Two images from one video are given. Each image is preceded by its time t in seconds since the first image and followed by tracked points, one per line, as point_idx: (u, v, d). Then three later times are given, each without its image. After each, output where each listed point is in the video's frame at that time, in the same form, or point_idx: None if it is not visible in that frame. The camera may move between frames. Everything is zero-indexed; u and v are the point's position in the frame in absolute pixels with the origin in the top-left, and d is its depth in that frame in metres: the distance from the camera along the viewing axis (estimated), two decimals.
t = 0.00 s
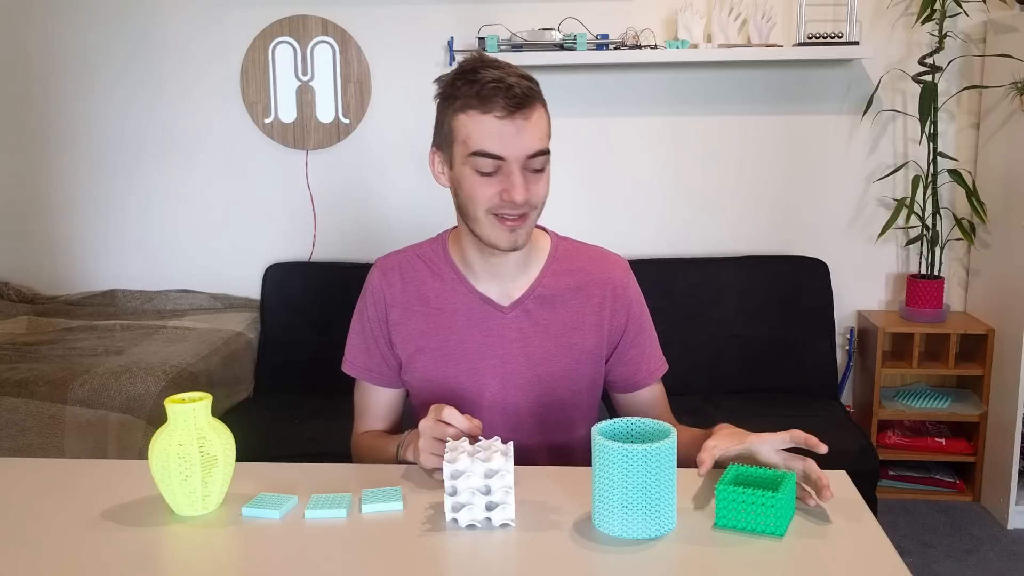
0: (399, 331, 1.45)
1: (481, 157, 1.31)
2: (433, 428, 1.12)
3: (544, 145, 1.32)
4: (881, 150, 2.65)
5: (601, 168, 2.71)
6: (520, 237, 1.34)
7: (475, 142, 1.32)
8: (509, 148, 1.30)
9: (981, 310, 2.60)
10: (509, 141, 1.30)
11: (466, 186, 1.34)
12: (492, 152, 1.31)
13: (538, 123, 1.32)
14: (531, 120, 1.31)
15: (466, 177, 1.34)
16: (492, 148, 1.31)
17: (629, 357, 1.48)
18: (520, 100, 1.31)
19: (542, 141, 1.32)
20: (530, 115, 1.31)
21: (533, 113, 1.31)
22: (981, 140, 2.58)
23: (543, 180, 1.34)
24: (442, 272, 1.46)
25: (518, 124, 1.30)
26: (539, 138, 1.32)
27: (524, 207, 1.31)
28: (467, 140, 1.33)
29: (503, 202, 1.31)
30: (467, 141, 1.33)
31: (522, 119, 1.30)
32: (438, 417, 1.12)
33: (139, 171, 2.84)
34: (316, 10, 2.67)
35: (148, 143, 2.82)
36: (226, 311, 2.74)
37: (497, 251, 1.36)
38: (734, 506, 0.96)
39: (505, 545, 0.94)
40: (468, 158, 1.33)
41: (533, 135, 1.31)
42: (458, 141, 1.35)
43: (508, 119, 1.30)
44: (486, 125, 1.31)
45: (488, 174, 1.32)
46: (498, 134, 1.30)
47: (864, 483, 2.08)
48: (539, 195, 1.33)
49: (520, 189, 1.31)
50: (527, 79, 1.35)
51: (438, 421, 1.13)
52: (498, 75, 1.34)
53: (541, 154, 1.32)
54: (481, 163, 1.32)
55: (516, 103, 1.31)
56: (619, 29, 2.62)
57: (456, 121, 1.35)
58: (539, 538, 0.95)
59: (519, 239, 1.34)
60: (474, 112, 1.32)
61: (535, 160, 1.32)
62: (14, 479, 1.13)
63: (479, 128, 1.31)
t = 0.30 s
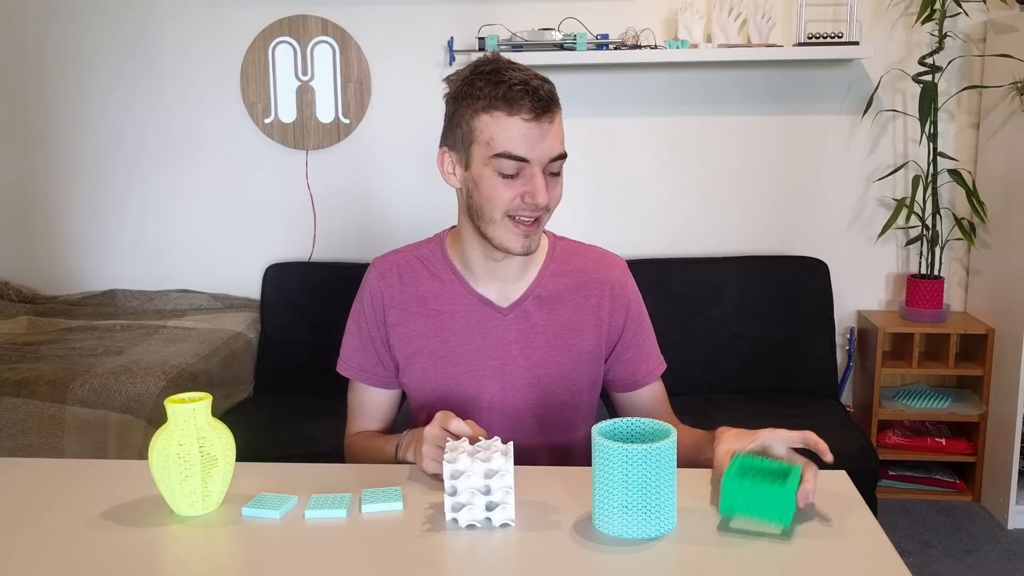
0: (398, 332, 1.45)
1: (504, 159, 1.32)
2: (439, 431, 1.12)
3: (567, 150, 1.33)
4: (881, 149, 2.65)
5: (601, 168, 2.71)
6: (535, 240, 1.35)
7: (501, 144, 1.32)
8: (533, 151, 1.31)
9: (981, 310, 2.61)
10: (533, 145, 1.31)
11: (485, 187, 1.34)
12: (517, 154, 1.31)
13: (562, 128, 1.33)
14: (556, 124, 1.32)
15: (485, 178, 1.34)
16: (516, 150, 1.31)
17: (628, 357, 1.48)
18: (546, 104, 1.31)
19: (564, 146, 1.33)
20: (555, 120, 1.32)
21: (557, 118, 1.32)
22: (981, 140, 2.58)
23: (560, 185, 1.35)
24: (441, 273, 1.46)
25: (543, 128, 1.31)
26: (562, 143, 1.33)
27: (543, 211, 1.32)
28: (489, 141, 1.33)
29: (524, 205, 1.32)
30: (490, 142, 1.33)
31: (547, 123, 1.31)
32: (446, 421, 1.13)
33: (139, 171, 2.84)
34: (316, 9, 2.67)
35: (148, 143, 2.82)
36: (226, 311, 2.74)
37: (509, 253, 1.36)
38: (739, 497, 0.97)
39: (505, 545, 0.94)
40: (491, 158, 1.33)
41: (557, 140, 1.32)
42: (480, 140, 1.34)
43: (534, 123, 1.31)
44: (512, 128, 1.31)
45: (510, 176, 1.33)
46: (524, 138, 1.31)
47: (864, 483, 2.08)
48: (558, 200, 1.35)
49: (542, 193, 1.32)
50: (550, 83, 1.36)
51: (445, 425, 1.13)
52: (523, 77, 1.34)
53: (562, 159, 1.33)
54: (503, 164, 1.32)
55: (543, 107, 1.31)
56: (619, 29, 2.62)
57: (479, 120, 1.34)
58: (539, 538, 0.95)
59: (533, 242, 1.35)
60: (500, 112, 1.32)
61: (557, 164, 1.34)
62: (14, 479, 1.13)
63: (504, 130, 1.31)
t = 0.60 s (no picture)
0: (398, 332, 1.45)
1: (506, 159, 1.32)
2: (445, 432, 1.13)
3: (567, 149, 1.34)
4: (881, 150, 2.65)
5: (601, 168, 2.71)
6: (537, 240, 1.35)
7: (503, 143, 1.32)
8: (535, 151, 1.31)
9: (981, 310, 2.60)
10: (535, 144, 1.31)
11: (487, 186, 1.35)
12: (518, 153, 1.31)
13: (563, 127, 1.33)
14: (557, 123, 1.32)
15: (487, 177, 1.34)
16: (518, 150, 1.32)
17: (628, 356, 1.48)
18: (547, 103, 1.31)
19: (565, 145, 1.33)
20: (557, 119, 1.32)
21: (558, 117, 1.33)
22: (981, 140, 2.58)
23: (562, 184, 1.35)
24: (441, 273, 1.46)
25: (545, 127, 1.31)
26: (564, 142, 1.33)
27: (546, 211, 1.32)
28: (491, 141, 1.33)
29: (526, 204, 1.32)
30: (492, 141, 1.33)
31: (549, 122, 1.31)
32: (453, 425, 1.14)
33: (139, 171, 2.84)
34: (316, 9, 2.67)
35: (148, 143, 2.82)
36: (226, 311, 2.74)
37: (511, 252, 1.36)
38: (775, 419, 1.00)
39: (505, 545, 0.94)
40: (492, 158, 1.33)
41: (558, 139, 1.32)
42: (483, 140, 1.34)
43: (536, 122, 1.31)
44: (514, 127, 1.31)
45: (512, 175, 1.33)
46: (526, 137, 1.31)
47: (864, 483, 2.08)
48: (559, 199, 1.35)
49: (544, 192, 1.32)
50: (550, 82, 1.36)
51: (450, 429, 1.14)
52: (524, 76, 1.34)
53: (563, 158, 1.34)
54: (506, 164, 1.32)
55: (544, 106, 1.31)
56: (619, 29, 2.62)
57: (480, 120, 1.34)
58: (539, 538, 0.95)
59: (536, 241, 1.35)
60: (501, 112, 1.32)
61: (558, 163, 1.34)
62: (14, 479, 1.13)
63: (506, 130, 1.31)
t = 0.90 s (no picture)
0: (398, 330, 1.45)
1: (486, 155, 1.32)
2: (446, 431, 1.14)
3: (550, 145, 1.33)
4: (881, 149, 2.65)
5: (601, 168, 2.71)
6: (521, 237, 1.35)
7: (482, 140, 1.32)
8: (515, 147, 1.31)
9: (981, 310, 2.60)
10: (514, 141, 1.31)
11: (471, 183, 1.36)
12: (497, 150, 1.32)
13: (545, 123, 1.32)
14: (539, 119, 1.31)
15: (469, 174, 1.35)
16: (499, 147, 1.32)
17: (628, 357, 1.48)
18: (528, 100, 1.31)
19: (547, 142, 1.33)
20: (538, 116, 1.32)
21: (540, 115, 1.32)
22: (981, 140, 2.58)
23: (546, 180, 1.34)
24: (442, 272, 1.46)
25: (525, 124, 1.31)
26: (545, 139, 1.32)
27: (526, 207, 1.32)
28: (472, 138, 1.34)
29: (506, 201, 1.32)
30: (474, 138, 1.34)
31: (530, 119, 1.31)
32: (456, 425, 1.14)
33: (139, 171, 2.84)
34: (316, 10, 2.67)
35: (147, 143, 2.82)
36: (226, 311, 2.74)
37: (495, 249, 1.37)
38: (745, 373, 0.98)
39: (505, 545, 0.94)
40: (474, 154, 1.34)
41: (540, 135, 1.31)
42: (465, 138, 1.35)
43: (514, 119, 1.31)
44: (492, 124, 1.31)
45: (493, 172, 1.33)
46: (504, 134, 1.31)
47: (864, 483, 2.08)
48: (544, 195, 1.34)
49: (524, 189, 1.32)
50: (536, 80, 1.35)
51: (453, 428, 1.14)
52: (506, 73, 1.34)
53: (547, 154, 1.33)
54: (486, 161, 1.33)
55: (524, 102, 1.31)
56: (618, 29, 2.63)
57: (463, 118, 1.35)
58: (539, 538, 0.95)
59: (520, 239, 1.35)
60: (483, 109, 1.33)
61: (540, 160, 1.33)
62: (14, 480, 1.13)
63: (485, 126, 1.32)
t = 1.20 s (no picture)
0: (400, 330, 1.45)
1: (461, 147, 1.34)
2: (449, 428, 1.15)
3: (526, 135, 1.33)
4: (881, 149, 2.65)
5: (602, 168, 2.71)
6: (502, 229, 1.34)
7: (456, 132, 1.34)
8: (490, 138, 1.32)
9: (981, 310, 2.60)
10: (488, 131, 1.32)
11: (451, 176, 1.37)
12: (472, 141, 1.33)
13: (521, 114, 1.33)
14: (513, 110, 1.32)
15: (449, 167, 1.37)
16: (473, 138, 1.33)
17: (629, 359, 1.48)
18: (501, 91, 1.32)
19: (523, 133, 1.33)
20: (513, 106, 1.32)
21: (515, 105, 1.32)
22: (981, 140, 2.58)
23: (524, 172, 1.35)
24: (444, 272, 1.46)
25: (497, 114, 1.32)
26: (521, 130, 1.33)
27: (503, 198, 1.33)
28: (449, 131, 1.35)
29: (483, 192, 1.33)
30: (450, 131, 1.35)
31: (503, 109, 1.32)
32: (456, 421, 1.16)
33: (139, 171, 2.84)
34: (316, 9, 2.66)
35: (147, 143, 2.82)
36: (226, 311, 2.74)
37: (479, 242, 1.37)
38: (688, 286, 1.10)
39: (505, 545, 0.94)
40: (451, 147, 1.35)
41: (514, 125, 1.32)
42: (443, 131, 1.37)
43: (487, 109, 1.32)
44: (466, 115, 1.32)
45: (469, 164, 1.35)
46: (477, 124, 1.32)
47: (864, 483, 2.08)
48: (521, 186, 1.34)
49: (499, 179, 1.33)
50: (513, 71, 1.36)
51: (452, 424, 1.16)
52: (483, 66, 1.35)
53: (523, 145, 1.34)
54: (463, 153, 1.34)
55: (498, 94, 1.32)
56: (619, 29, 2.63)
57: (442, 112, 1.37)
58: (539, 538, 0.95)
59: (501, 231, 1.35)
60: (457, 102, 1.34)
61: (516, 150, 1.34)
62: (15, 479, 1.13)
63: (459, 118, 1.33)
